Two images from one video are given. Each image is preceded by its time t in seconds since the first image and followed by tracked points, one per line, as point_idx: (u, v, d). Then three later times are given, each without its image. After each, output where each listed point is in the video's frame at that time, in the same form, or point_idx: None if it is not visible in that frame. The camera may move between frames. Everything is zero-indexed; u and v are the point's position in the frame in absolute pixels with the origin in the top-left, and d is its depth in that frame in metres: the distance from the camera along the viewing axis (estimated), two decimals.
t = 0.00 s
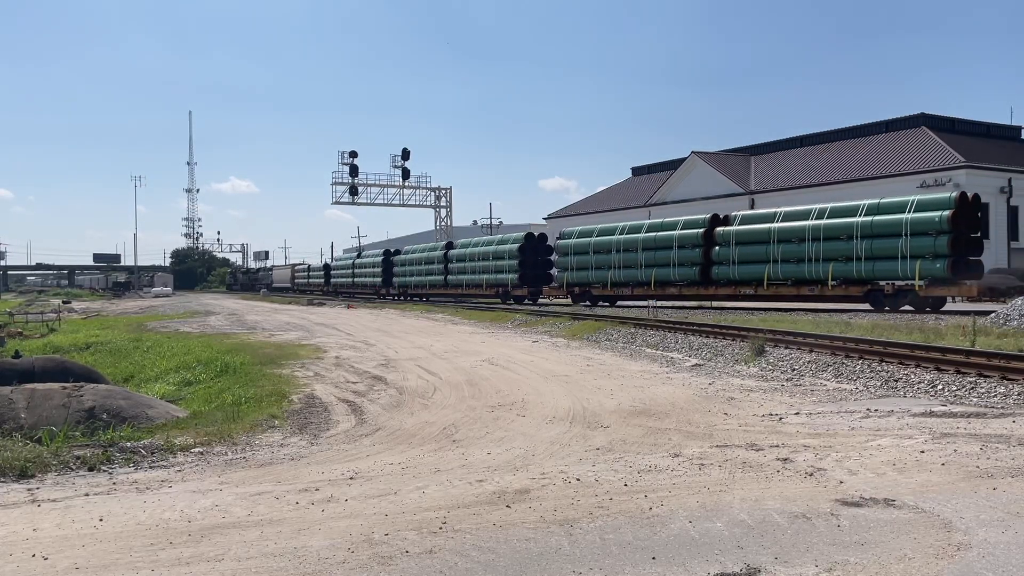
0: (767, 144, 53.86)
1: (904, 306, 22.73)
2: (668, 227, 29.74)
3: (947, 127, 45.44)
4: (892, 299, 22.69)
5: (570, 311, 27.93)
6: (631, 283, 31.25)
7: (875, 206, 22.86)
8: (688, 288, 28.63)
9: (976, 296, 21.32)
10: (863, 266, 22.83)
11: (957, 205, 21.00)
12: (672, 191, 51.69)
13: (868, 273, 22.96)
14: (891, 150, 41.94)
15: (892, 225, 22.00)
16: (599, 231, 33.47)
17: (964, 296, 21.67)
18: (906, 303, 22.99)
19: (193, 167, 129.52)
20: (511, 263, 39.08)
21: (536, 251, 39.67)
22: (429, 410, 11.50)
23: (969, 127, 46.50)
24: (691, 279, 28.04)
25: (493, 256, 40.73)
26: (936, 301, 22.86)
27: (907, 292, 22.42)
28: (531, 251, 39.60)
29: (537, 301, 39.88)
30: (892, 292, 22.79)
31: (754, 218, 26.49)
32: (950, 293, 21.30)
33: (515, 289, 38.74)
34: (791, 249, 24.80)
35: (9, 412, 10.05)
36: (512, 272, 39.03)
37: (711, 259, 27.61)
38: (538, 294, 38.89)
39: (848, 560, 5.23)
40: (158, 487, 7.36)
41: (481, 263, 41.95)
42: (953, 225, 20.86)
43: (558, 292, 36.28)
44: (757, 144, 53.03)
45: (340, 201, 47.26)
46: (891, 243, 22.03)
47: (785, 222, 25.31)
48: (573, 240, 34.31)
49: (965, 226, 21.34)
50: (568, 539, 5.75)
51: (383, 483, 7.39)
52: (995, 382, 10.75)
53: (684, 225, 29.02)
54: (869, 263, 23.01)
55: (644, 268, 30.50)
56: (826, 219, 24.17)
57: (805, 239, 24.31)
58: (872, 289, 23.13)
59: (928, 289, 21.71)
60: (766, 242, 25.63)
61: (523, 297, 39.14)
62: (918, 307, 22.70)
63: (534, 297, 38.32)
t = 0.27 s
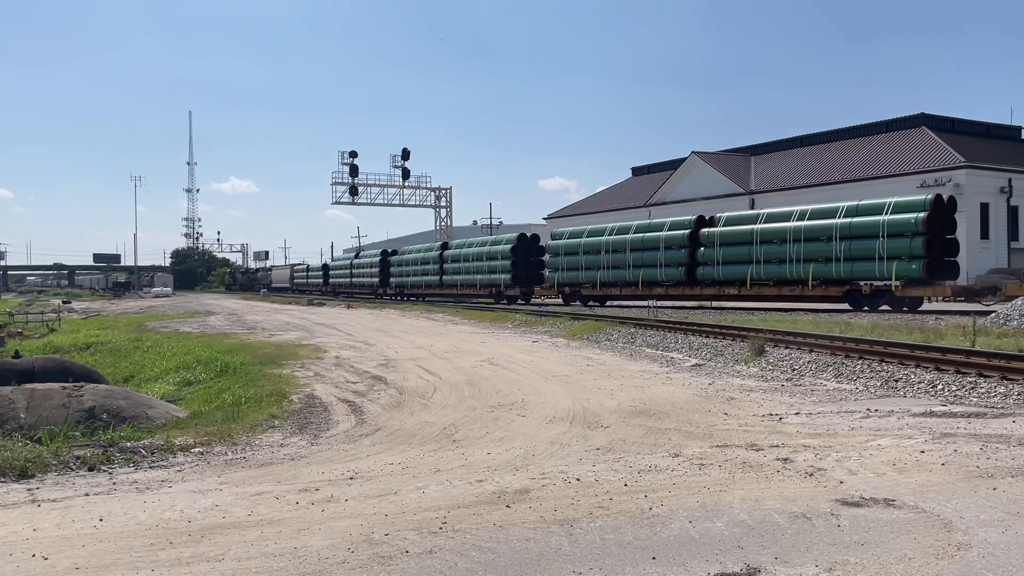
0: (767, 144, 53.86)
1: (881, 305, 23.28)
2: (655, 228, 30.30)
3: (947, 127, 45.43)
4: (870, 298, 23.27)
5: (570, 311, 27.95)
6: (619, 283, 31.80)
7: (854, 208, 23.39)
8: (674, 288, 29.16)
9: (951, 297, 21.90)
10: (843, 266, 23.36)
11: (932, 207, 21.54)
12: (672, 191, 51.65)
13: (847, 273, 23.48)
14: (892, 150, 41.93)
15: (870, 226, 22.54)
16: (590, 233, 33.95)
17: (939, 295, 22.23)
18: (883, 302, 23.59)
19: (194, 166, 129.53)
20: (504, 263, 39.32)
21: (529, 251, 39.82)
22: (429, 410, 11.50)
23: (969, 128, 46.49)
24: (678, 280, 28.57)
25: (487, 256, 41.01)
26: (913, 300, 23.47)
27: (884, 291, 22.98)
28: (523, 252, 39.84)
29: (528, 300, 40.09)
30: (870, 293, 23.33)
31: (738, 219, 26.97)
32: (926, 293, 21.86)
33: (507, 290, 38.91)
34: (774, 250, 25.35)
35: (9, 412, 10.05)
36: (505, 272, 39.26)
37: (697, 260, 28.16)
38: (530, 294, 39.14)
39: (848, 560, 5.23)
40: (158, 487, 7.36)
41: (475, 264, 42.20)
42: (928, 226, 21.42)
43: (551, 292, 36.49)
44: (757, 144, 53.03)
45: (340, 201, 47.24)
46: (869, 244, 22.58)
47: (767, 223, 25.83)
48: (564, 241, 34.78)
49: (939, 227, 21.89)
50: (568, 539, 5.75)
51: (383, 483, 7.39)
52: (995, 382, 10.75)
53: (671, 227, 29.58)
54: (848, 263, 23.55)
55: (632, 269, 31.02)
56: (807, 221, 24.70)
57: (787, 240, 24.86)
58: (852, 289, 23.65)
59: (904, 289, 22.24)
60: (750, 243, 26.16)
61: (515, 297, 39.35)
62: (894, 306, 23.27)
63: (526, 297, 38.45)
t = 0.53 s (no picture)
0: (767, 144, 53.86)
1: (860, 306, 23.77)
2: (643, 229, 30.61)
3: (947, 127, 45.43)
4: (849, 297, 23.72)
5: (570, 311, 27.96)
6: (607, 283, 32.14)
7: (834, 210, 23.77)
8: (661, 288, 29.53)
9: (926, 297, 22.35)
10: (822, 267, 23.73)
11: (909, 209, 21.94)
12: (672, 191, 51.65)
13: (827, 273, 23.87)
14: (891, 150, 41.93)
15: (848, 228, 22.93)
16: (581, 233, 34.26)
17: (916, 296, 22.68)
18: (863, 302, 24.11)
19: (194, 166, 129.50)
20: (496, 263, 39.46)
21: (521, 251, 39.94)
22: (429, 410, 11.50)
23: (969, 128, 46.48)
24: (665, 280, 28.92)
25: (480, 257, 41.17)
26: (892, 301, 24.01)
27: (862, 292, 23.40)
28: (516, 252, 39.96)
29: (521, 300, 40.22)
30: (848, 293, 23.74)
31: (722, 220, 27.36)
32: (903, 293, 22.30)
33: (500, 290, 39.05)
34: (756, 251, 25.69)
35: (9, 412, 10.05)
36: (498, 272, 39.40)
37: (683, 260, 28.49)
38: (522, 294, 39.28)
39: (848, 560, 5.23)
40: (158, 487, 7.36)
41: (468, 264, 42.35)
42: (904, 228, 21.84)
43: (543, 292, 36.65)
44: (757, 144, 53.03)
45: (340, 201, 47.22)
46: (847, 245, 22.96)
47: (750, 224, 26.16)
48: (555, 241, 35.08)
49: (916, 228, 22.33)
50: (568, 539, 5.75)
51: (383, 483, 7.39)
52: (995, 382, 10.75)
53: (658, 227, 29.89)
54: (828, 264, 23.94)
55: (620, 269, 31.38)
56: (789, 222, 25.09)
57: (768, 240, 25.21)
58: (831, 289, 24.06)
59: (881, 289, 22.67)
60: (733, 244, 26.50)
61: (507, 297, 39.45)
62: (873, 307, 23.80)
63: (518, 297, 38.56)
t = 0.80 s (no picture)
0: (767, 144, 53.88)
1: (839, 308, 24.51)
2: (631, 229, 31.08)
3: (947, 127, 45.45)
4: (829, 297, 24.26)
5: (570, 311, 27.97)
6: (596, 282, 32.63)
7: (814, 211, 24.23)
8: (649, 288, 30.00)
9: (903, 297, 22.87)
10: (803, 267, 24.19)
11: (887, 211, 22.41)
12: (672, 191, 51.61)
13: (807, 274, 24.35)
14: (891, 150, 41.94)
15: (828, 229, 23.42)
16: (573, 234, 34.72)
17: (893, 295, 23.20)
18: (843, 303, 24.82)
19: (194, 166, 129.49)
20: (489, 263, 39.71)
21: (514, 252, 40.17)
22: (429, 410, 11.50)
23: (969, 127, 46.50)
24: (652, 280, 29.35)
25: (474, 257, 41.40)
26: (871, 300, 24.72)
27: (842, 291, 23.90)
28: (509, 252, 40.19)
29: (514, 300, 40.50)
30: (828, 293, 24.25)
31: (707, 220, 27.82)
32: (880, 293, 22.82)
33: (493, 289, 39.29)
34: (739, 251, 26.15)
35: (9, 412, 10.05)
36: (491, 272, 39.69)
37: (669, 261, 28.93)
38: (515, 294, 39.50)
39: (848, 560, 5.23)
40: (158, 487, 7.36)
41: (462, 264, 42.58)
42: (882, 229, 22.29)
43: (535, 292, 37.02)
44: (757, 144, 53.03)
45: (340, 201, 47.20)
46: (827, 246, 23.43)
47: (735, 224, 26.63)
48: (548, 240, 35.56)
49: (894, 229, 22.81)
50: (568, 539, 5.75)
51: (383, 483, 7.39)
52: (995, 382, 10.75)
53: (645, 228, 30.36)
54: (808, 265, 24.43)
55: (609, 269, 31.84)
56: (770, 223, 25.55)
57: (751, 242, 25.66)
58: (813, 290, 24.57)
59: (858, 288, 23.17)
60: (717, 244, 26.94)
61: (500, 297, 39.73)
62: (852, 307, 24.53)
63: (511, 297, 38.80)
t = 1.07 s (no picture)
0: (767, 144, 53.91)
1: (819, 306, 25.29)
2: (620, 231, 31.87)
3: (947, 127, 45.45)
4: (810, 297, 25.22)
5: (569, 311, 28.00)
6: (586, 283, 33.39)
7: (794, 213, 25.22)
8: (637, 288, 30.81)
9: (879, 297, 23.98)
10: (784, 268, 25.17)
11: (864, 214, 23.49)
12: (672, 191, 51.59)
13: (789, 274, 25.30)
14: (891, 150, 41.95)
15: (808, 232, 24.46)
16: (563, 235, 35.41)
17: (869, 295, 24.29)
18: (823, 303, 25.53)
19: (194, 166, 129.51)
20: (482, 264, 40.07)
21: (508, 253, 40.55)
22: (429, 410, 11.50)
23: (969, 127, 46.53)
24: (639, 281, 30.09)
25: (468, 257, 41.71)
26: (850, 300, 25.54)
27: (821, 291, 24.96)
28: (502, 253, 40.56)
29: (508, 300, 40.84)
30: (808, 292, 25.29)
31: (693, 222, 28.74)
32: (858, 293, 23.86)
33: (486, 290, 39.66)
34: (724, 252, 27.07)
35: (9, 412, 10.05)
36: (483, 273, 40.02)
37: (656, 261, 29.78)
38: (508, 294, 39.81)
39: (848, 560, 5.23)
40: (158, 487, 7.36)
41: (456, 265, 42.91)
42: (860, 232, 23.39)
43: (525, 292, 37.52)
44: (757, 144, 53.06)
45: (340, 201, 47.19)
46: (807, 248, 24.46)
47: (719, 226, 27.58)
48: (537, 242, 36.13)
49: (870, 231, 23.81)
50: (568, 539, 5.75)
51: (383, 483, 7.39)
52: (995, 382, 10.76)
53: (633, 229, 31.18)
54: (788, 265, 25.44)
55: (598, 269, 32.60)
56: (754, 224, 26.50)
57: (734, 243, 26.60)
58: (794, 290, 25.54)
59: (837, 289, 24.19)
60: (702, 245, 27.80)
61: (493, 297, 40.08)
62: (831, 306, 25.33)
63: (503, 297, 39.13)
